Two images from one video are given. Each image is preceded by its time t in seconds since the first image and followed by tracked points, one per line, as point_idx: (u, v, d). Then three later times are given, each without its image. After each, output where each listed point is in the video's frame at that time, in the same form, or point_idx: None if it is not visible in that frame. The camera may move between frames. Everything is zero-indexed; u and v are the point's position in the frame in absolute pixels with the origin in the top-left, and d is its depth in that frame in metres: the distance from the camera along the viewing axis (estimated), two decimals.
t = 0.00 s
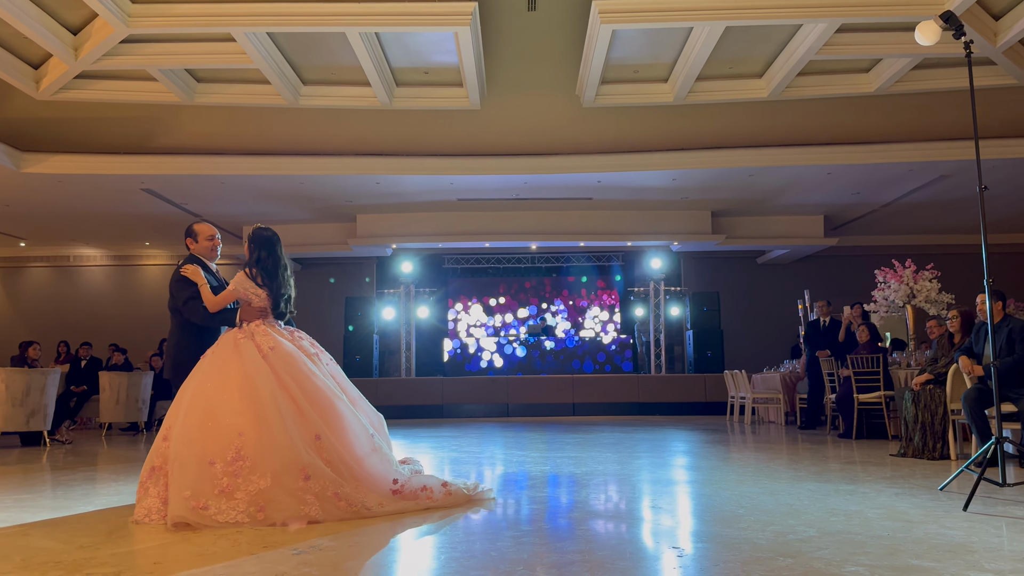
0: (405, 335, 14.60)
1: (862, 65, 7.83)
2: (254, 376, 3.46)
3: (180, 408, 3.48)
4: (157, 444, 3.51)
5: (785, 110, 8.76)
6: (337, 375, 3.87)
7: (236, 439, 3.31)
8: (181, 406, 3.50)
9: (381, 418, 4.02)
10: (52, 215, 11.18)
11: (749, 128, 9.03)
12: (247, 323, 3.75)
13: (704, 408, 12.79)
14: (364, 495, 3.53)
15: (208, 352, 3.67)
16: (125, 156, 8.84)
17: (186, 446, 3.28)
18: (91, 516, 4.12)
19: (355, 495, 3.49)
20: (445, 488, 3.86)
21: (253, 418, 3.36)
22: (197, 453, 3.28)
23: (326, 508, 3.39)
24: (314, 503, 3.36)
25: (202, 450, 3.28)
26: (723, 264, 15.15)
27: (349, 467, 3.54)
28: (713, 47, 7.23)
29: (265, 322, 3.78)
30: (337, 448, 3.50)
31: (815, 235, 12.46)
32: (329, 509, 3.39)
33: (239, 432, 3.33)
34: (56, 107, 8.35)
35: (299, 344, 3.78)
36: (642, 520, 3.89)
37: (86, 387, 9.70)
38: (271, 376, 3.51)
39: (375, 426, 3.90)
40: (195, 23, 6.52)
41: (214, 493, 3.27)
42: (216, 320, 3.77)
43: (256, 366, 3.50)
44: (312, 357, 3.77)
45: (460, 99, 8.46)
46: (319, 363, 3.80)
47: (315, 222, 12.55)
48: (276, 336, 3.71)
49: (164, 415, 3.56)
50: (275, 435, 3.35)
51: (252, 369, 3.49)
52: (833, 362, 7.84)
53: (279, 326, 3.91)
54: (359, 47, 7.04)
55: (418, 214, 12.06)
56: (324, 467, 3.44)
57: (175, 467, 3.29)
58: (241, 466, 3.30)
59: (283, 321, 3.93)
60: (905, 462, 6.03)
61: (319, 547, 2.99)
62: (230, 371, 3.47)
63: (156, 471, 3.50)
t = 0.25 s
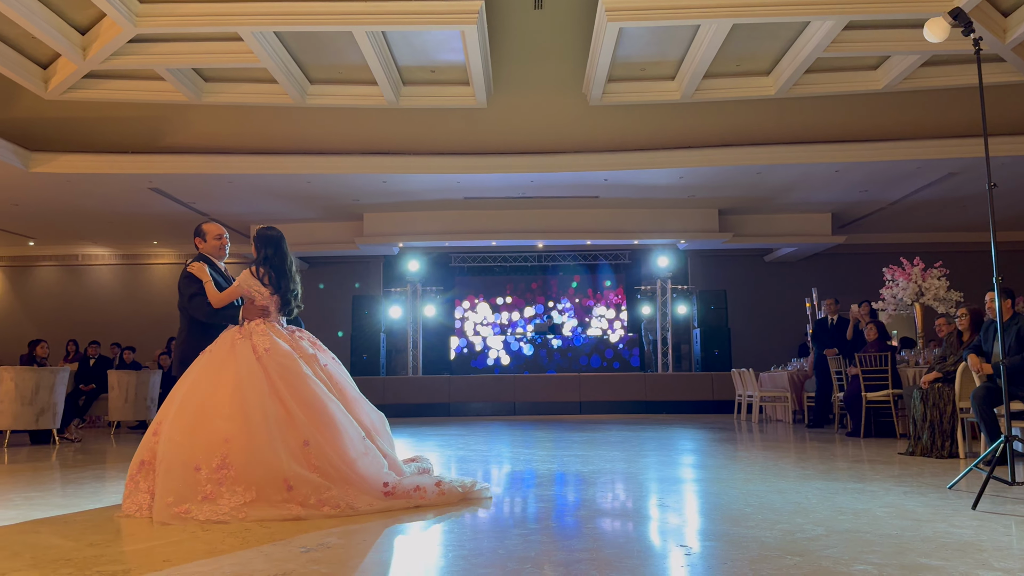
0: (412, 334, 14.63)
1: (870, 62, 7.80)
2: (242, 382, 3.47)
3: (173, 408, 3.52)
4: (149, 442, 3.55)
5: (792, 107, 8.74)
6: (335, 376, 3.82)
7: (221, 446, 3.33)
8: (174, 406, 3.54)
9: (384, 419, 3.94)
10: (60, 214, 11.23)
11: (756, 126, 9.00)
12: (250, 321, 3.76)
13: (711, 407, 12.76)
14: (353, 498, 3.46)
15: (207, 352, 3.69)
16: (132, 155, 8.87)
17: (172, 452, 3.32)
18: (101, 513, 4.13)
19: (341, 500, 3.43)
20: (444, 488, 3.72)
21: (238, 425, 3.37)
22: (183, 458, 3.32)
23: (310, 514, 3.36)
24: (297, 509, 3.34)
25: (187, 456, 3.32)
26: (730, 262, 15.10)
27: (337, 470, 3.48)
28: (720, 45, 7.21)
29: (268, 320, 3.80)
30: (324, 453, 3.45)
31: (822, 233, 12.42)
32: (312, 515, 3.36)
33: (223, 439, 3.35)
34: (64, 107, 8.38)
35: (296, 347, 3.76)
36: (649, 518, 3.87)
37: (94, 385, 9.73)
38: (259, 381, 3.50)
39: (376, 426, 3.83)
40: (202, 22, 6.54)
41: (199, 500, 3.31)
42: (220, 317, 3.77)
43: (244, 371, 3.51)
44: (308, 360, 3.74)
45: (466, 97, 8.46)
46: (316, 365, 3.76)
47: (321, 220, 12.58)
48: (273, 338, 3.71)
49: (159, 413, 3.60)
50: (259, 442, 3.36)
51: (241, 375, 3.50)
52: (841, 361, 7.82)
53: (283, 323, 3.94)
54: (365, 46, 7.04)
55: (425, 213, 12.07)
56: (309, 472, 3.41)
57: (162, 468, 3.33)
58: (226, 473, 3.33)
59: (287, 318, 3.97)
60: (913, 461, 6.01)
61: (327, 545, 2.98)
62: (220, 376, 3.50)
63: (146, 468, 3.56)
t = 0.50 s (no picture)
0: (419, 332, 14.65)
1: (879, 59, 7.77)
2: (236, 385, 3.45)
3: (167, 406, 3.51)
4: (141, 440, 3.56)
5: (800, 104, 8.71)
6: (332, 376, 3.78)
7: (212, 449, 3.32)
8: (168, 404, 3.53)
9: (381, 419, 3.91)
10: (69, 213, 11.28)
11: (764, 124, 8.98)
12: (250, 320, 3.76)
13: (718, 405, 12.75)
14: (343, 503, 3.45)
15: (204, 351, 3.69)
16: (140, 154, 8.90)
17: (164, 452, 3.32)
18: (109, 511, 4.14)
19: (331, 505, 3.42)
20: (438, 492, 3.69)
21: (230, 429, 3.35)
22: (174, 460, 3.33)
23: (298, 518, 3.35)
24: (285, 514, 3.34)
25: (178, 458, 3.32)
26: (737, 261, 15.05)
27: (327, 475, 3.47)
28: (728, 43, 7.19)
29: (268, 320, 3.79)
30: (316, 457, 3.44)
31: (830, 231, 12.37)
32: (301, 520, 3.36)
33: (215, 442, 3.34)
34: (73, 106, 8.41)
35: (293, 347, 3.72)
36: (656, 517, 3.85)
37: (103, 383, 9.77)
38: (252, 384, 3.48)
39: (371, 427, 3.79)
40: (211, 21, 6.56)
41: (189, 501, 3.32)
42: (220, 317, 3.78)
43: (238, 374, 3.49)
44: (304, 361, 3.70)
45: (474, 96, 8.46)
46: (312, 366, 3.72)
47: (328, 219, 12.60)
48: (271, 339, 3.68)
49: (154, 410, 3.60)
50: (250, 446, 3.35)
51: (235, 378, 3.48)
52: (849, 359, 7.80)
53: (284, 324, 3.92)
54: (372, 45, 7.05)
55: (432, 211, 12.08)
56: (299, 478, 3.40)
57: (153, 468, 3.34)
58: (217, 476, 3.34)
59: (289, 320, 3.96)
60: (922, 459, 5.98)
61: (335, 542, 2.96)
62: (214, 378, 3.48)
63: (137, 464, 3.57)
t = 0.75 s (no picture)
0: (425, 331, 14.67)
1: (886, 57, 7.75)
2: (222, 386, 3.42)
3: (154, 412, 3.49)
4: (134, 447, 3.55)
5: (806, 102, 8.69)
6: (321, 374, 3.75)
7: (200, 452, 3.30)
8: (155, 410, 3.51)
9: (374, 414, 3.88)
10: (76, 212, 11.33)
11: (770, 122, 8.97)
12: (235, 321, 3.75)
13: (725, 404, 12.73)
14: (335, 501, 3.42)
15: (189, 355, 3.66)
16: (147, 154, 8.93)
17: (153, 460, 3.30)
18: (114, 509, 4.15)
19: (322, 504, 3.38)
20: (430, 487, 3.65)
21: (217, 431, 3.33)
22: (163, 463, 3.31)
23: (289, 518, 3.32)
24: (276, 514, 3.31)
25: (166, 461, 3.30)
26: (744, 260, 15.02)
27: (317, 474, 3.43)
28: (734, 40, 7.18)
29: (253, 321, 3.77)
30: (305, 457, 3.40)
31: (837, 229, 12.33)
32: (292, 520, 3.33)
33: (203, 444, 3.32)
34: (80, 106, 8.44)
35: (279, 346, 3.68)
36: (662, 516, 3.81)
37: (111, 382, 9.80)
38: (239, 384, 3.45)
39: (362, 423, 3.76)
40: (218, 21, 6.57)
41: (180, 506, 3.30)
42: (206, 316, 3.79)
43: (224, 375, 3.46)
44: (291, 359, 3.66)
45: (480, 95, 8.46)
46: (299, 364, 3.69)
47: (334, 218, 12.62)
48: (254, 339, 3.65)
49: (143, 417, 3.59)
50: (239, 448, 3.32)
51: (221, 379, 3.45)
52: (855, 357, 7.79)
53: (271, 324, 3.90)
54: (378, 43, 7.05)
55: (438, 210, 12.09)
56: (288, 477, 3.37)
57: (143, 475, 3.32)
58: (206, 479, 3.31)
59: (276, 320, 3.92)
60: (929, 459, 5.96)
61: (340, 541, 2.95)
62: (201, 380, 3.45)
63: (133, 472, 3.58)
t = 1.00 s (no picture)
0: (431, 330, 14.69)
1: (892, 55, 7.73)
2: (190, 386, 3.38)
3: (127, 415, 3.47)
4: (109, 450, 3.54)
5: (812, 101, 8.66)
6: (294, 372, 3.71)
7: (167, 454, 3.26)
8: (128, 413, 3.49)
9: (351, 412, 3.82)
10: (83, 211, 11.38)
11: (775, 120, 8.96)
12: (206, 314, 3.72)
13: (731, 403, 12.71)
14: (304, 502, 3.35)
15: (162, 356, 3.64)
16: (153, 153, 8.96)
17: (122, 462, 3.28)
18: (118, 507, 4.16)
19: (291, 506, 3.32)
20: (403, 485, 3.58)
21: (184, 431, 3.28)
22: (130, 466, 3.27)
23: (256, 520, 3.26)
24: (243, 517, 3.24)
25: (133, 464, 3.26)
26: (750, 259, 15.00)
27: (286, 474, 3.37)
28: (741, 39, 7.16)
29: (225, 315, 3.74)
30: (272, 457, 3.34)
31: (843, 228, 12.29)
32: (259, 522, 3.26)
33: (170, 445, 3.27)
34: (86, 106, 8.47)
35: (249, 344, 3.64)
36: (668, 515, 3.80)
37: (118, 381, 9.85)
38: (207, 384, 3.41)
39: (337, 422, 3.70)
40: (223, 20, 6.57)
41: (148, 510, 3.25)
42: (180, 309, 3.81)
43: (192, 375, 3.42)
44: (261, 358, 3.62)
45: (486, 94, 8.46)
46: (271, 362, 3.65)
47: (340, 217, 12.64)
48: (223, 335, 3.60)
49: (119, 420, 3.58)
50: (204, 450, 3.26)
51: (189, 378, 3.41)
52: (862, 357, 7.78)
53: (245, 319, 3.86)
54: (383, 43, 7.05)
55: (443, 209, 12.10)
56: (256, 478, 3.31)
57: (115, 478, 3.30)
58: (174, 482, 3.27)
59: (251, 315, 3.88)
60: (936, 458, 5.93)
61: (346, 540, 2.94)
62: (171, 380, 3.42)
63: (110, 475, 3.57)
